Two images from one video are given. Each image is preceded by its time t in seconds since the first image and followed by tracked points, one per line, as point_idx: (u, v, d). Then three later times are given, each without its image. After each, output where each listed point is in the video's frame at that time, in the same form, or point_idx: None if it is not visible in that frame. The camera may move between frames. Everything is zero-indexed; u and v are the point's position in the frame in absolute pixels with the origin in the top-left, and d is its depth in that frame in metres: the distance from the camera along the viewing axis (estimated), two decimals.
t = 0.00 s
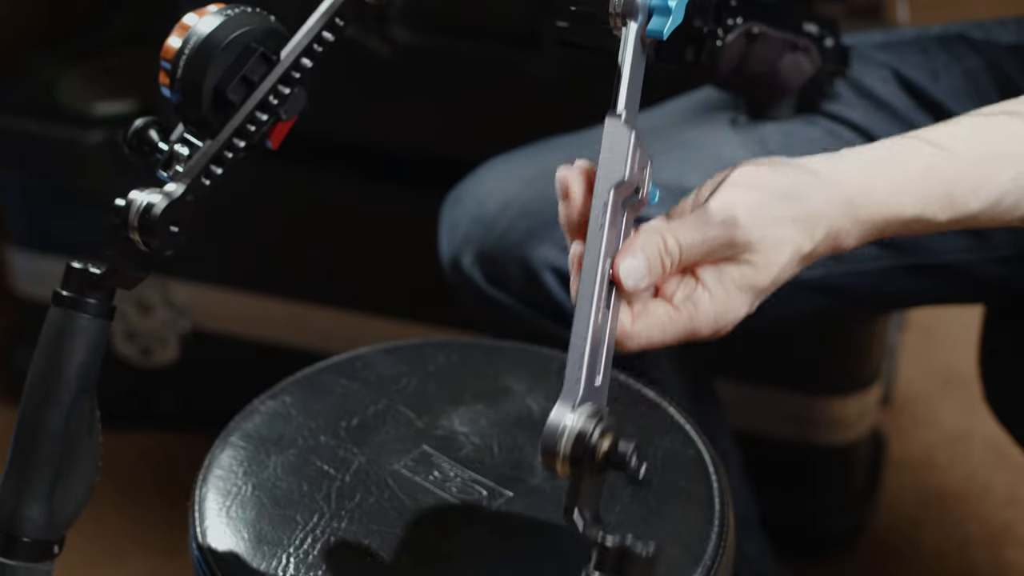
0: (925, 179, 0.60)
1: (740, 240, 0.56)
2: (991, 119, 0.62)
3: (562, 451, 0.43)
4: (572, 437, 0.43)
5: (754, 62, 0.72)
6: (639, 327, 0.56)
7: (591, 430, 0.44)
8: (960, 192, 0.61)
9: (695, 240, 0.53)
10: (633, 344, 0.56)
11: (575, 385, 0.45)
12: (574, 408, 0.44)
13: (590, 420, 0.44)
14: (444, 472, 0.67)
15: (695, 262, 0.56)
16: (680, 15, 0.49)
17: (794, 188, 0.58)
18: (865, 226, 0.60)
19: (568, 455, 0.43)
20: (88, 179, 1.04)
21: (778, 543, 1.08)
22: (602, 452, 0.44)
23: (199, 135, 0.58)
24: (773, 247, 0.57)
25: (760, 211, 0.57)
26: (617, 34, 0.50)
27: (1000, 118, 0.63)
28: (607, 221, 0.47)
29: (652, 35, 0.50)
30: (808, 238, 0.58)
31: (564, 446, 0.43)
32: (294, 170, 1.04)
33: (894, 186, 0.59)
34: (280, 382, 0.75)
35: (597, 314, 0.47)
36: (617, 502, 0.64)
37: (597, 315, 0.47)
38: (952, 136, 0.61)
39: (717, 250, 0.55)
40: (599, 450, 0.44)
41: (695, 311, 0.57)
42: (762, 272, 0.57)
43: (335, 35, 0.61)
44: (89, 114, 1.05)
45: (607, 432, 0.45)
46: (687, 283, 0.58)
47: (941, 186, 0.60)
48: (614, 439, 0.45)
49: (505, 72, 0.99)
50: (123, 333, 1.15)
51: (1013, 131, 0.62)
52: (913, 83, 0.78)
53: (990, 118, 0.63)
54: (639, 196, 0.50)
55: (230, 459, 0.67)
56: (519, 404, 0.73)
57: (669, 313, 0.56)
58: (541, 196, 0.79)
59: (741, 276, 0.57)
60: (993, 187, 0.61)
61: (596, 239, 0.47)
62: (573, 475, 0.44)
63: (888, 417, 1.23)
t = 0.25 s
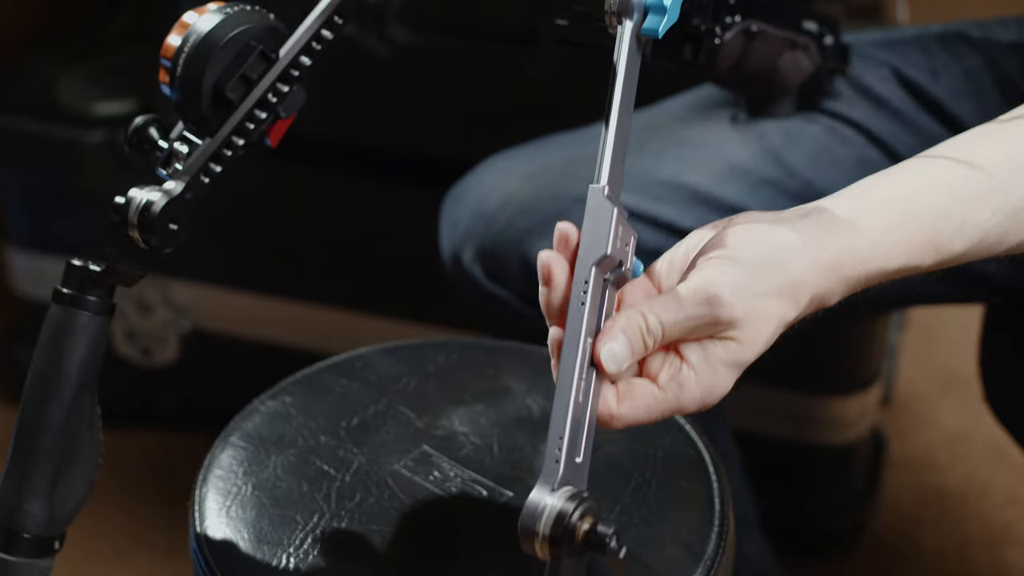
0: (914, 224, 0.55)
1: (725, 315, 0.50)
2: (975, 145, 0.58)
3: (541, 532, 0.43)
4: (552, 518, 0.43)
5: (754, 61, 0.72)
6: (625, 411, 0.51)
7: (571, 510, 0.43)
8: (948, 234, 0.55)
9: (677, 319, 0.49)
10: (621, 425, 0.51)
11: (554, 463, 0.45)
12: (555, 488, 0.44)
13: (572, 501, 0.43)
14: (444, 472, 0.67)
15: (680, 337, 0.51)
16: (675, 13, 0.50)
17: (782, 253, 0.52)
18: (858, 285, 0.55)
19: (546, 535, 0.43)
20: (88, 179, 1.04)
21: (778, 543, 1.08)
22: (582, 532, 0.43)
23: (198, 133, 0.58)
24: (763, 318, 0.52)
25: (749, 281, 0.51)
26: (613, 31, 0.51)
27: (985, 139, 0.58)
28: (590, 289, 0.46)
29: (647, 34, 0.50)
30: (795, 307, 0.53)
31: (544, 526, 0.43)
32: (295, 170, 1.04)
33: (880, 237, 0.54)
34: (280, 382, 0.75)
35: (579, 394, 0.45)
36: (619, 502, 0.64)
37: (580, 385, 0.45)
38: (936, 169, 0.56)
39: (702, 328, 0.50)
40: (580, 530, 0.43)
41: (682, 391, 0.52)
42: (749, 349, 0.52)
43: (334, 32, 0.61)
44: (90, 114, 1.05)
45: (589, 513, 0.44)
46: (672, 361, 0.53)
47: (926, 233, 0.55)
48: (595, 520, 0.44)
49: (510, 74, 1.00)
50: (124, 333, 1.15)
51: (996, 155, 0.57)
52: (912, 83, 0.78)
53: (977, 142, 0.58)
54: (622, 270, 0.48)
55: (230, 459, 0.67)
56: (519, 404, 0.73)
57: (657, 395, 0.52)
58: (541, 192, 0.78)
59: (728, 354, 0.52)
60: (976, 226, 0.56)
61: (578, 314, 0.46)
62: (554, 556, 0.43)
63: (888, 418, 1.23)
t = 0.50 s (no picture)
0: (912, 260, 0.55)
1: (723, 383, 0.50)
2: (972, 168, 0.58)
3: (543, 558, 0.45)
4: (553, 544, 0.45)
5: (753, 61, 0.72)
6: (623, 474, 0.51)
7: (572, 538, 0.45)
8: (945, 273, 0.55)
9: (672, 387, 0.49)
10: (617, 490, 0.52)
11: (555, 492, 0.46)
12: (556, 516, 0.46)
13: (573, 528, 0.45)
14: (444, 472, 0.67)
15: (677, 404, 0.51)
16: (672, 31, 0.50)
17: (784, 313, 0.52)
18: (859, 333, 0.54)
19: (548, 561, 0.45)
20: (88, 179, 1.04)
21: (779, 543, 1.08)
22: (583, 559, 0.45)
23: (199, 150, 0.58)
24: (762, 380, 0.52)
25: (748, 348, 0.51)
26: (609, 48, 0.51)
27: (991, 160, 0.58)
28: (588, 315, 0.47)
29: (644, 51, 0.51)
30: (793, 367, 0.53)
31: (546, 553, 0.45)
32: (295, 169, 1.05)
33: (879, 283, 0.54)
34: (280, 382, 0.75)
35: (579, 421, 0.47)
36: (619, 502, 0.64)
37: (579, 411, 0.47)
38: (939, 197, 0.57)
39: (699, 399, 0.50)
40: (580, 557, 0.45)
41: (678, 457, 0.52)
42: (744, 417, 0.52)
43: (331, 47, 0.62)
44: (90, 114, 1.05)
45: (590, 541, 0.46)
46: (669, 428, 0.53)
47: (922, 276, 0.55)
48: (595, 548, 0.46)
49: (509, 74, 0.99)
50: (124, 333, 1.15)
51: (1002, 172, 0.57)
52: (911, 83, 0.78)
53: (978, 158, 0.58)
54: (621, 294, 0.49)
55: (230, 460, 0.67)
56: (519, 404, 0.73)
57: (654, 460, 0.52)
58: (541, 193, 0.79)
59: (723, 421, 0.52)
60: (972, 261, 0.56)
61: (572, 359, 0.47)
62: None
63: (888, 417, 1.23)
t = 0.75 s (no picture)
0: (920, 246, 0.54)
1: (731, 352, 0.50)
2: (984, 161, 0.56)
3: (554, 530, 0.43)
4: (564, 515, 0.43)
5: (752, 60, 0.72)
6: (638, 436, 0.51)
7: (583, 510, 0.43)
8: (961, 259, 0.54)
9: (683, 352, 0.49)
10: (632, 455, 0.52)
11: (565, 462, 0.44)
12: (566, 487, 0.44)
13: (584, 499, 0.43)
14: (444, 472, 0.67)
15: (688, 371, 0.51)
16: (668, 11, 0.50)
17: (791, 291, 0.52)
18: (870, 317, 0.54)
19: (559, 534, 0.43)
20: (88, 179, 1.04)
21: (779, 542, 1.08)
22: (594, 531, 0.43)
23: (198, 148, 0.59)
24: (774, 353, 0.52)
25: (757, 319, 0.51)
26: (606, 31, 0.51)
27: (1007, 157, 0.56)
28: (592, 291, 0.46)
29: (642, 33, 0.50)
30: (804, 349, 0.53)
31: (556, 524, 0.43)
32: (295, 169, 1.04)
33: (891, 268, 0.53)
34: (280, 382, 0.75)
35: (584, 396, 0.45)
36: (619, 501, 0.64)
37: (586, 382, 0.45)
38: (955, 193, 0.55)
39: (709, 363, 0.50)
40: (591, 528, 0.43)
41: (689, 426, 0.52)
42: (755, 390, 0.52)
43: (329, 44, 0.61)
44: (90, 114, 1.05)
45: (600, 512, 0.44)
46: (683, 400, 0.53)
47: (931, 266, 0.54)
48: (606, 518, 0.44)
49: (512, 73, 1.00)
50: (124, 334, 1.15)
51: (1010, 171, 0.55)
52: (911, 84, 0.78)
53: (988, 157, 0.57)
54: (626, 269, 0.48)
55: (230, 459, 0.67)
56: (519, 404, 0.73)
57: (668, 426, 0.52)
58: (541, 193, 0.78)
59: (735, 394, 0.52)
60: (984, 252, 0.54)
61: (581, 316, 0.46)
62: (565, 555, 0.43)
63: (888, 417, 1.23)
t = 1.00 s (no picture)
0: (907, 211, 0.58)
1: (727, 266, 0.55)
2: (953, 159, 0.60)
3: (552, 428, 0.46)
4: (562, 417, 0.46)
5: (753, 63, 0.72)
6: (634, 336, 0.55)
7: (579, 410, 0.47)
8: (941, 227, 0.58)
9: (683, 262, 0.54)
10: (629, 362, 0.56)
11: (564, 365, 0.48)
12: (565, 389, 0.48)
13: (581, 401, 0.47)
14: (444, 472, 0.67)
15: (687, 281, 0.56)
16: (664, 28, 0.51)
17: (789, 226, 0.57)
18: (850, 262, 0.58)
19: (556, 432, 0.46)
20: (89, 180, 1.04)
21: (779, 542, 1.08)
22: (589, 431, 0.47)
23: (193, 143, 0.58)
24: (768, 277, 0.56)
25: (754, 236, 0.56)
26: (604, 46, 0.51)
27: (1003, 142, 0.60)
28: (595, 204, 0.50)
29: (639, 49, 0.51)
30: (802, 279, 0.56)
31: (554, 424, 0.47)
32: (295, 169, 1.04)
33: (883, 220, 0.57)
34: (280, 382, 0.75)
35: (586, 301, 0.50)
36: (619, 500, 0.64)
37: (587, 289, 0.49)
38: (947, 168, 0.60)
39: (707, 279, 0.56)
40: (588, 429, 0.47)
41: (685, 336, 0.56)
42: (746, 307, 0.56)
43: (328, 43, 0.60)
44: (90, 114, 1.05)
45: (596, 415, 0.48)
46: (684, 313, 0.57)
47: (904, 239, 0.58)
48: (602, 422, 0.48)
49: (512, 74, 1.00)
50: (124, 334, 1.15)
51: (969, 174, 0.59)
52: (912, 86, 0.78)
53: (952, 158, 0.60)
54: (629, 182, 0.51)
55: (230, 459, 0.67)
56: (519, 404, 0.73)
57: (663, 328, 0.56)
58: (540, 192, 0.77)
59: (729, 311, 0.56)
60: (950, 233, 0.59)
61: (585, 225, 0.50)
62: (562, 453, 0.47)
63: (888, 417, 1.23)
